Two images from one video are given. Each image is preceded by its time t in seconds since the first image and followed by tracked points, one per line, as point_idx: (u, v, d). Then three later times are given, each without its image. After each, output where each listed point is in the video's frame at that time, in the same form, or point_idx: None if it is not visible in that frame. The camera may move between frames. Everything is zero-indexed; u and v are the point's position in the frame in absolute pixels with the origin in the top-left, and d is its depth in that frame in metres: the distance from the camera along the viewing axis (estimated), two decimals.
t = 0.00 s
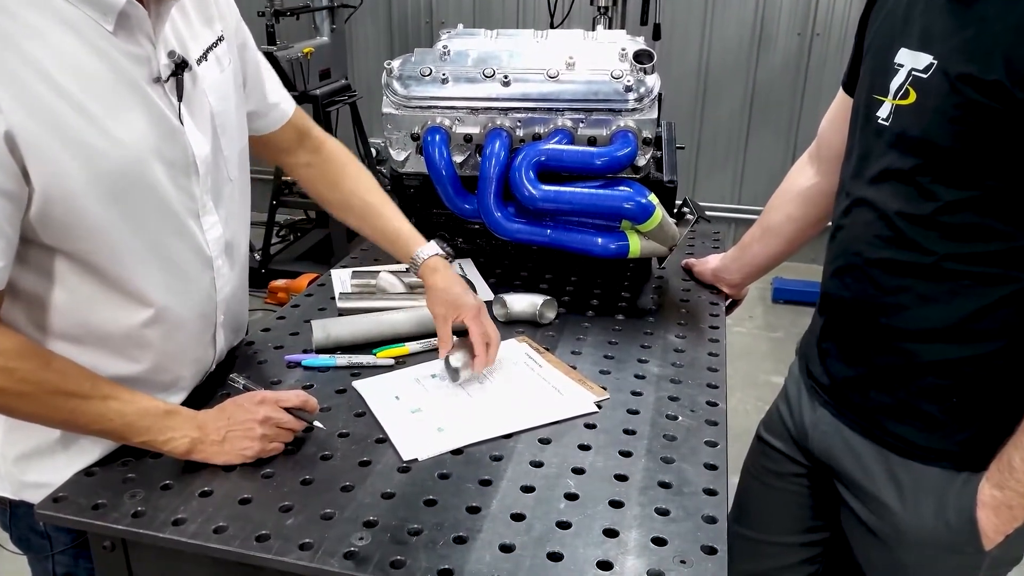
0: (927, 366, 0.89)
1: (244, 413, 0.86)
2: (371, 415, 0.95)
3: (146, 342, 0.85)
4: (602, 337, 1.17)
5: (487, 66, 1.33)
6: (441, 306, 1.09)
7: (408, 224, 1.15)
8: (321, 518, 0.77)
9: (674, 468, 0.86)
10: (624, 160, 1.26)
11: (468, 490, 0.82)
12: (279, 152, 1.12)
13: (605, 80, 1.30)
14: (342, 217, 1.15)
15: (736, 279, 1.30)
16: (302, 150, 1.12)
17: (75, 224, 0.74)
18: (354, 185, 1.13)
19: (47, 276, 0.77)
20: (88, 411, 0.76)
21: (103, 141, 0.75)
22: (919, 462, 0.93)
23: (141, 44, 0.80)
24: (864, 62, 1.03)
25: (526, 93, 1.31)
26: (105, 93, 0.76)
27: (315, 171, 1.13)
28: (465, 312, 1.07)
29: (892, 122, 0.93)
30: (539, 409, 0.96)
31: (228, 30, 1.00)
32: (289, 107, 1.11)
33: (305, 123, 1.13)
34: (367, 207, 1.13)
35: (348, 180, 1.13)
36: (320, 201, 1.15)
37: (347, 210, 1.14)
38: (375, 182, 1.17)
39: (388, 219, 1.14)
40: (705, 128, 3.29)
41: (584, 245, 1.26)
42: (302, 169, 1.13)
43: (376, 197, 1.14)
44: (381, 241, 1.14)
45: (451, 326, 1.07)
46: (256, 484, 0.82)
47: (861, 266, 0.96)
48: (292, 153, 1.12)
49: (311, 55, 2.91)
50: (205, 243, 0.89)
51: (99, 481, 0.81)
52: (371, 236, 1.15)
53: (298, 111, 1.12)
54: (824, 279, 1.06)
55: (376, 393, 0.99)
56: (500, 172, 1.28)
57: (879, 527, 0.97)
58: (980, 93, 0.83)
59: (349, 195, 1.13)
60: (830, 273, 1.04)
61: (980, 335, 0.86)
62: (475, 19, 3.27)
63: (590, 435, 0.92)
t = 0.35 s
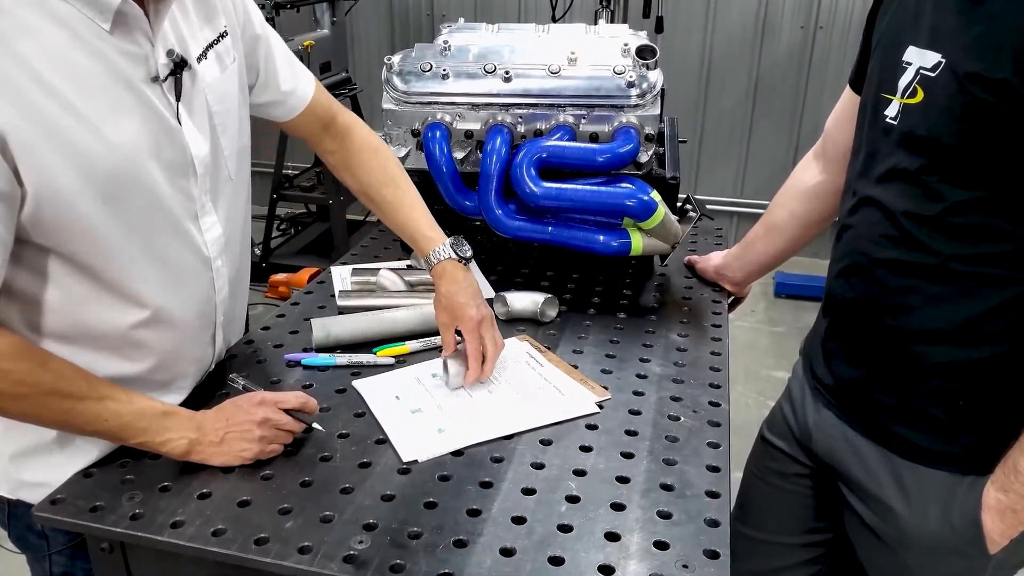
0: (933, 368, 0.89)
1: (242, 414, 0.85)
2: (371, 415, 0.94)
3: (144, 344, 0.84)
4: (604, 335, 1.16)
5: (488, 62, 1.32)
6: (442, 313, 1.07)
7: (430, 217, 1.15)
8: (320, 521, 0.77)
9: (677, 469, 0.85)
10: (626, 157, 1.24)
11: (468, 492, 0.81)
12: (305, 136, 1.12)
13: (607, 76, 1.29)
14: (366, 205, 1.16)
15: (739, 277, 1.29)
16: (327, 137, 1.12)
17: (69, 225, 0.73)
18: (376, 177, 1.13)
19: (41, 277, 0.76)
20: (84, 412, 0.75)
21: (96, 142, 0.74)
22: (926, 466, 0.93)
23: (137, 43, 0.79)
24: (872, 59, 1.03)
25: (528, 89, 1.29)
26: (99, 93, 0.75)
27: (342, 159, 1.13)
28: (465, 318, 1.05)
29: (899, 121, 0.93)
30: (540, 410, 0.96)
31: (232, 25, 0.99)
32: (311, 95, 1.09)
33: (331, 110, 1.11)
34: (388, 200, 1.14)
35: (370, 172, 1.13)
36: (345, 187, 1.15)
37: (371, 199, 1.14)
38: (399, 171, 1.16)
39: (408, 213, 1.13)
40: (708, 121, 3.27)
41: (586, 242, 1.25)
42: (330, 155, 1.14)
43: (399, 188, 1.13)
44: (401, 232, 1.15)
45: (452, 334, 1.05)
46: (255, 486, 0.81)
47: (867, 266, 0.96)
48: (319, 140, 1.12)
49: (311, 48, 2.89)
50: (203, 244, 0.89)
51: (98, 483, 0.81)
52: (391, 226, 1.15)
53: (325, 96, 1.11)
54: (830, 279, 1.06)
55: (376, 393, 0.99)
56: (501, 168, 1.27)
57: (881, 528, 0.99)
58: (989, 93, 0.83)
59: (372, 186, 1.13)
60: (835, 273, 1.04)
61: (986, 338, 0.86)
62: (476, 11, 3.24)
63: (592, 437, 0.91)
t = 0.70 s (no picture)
0: (947, 368, 0.89)
1: (242, 415, 0.84)
2: (374, 416, 0.93)
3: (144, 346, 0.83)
4: (609, 334, 1.14)
5: (492, 56, 1.30)
6: (451, 306, 1.05)
7: (401, 230, 1.13)
8: (321, 525, 0.75)
9: (684, 472, 0.84)
10: (632, 153, 1.22)
11: (472, 495, 0.80)
12: (266, 156, 1.09)
13: (613, 70, 1.27)
14: (332, 224, 1.12)
15: (746, 275, 1.28)
16: (290, 154, 1.10)
17: (67, 225, 0.72)
18: (344, 190, 1.10)
19: (37, 278, 0.75)
20: (83, 415, 0.74)
21: (96, 141, 0.72)
22: (937, 468, 0.93)
23: (138, 38, 0.78)
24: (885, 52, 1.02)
25: (532, 83, 1.27)
26: (99, 90, 0.73)
27: (303, 176, 1.10)
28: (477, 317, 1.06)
29: (913, 116, 0.92)
30: (545, 410, 0.94)
31: (227, 23, 0.98)
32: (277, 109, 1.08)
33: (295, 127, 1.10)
34: (359, 212, 1.10)
35: (338, 185, 1.10)
36: (310, 207, 1.12)
37: (335, 216, 1.11)
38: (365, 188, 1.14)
39: (380, 224, 1.11)
40: (711, 115, 3.24)
41: (591, 240, 1.23)
42: (289, 175, 1.10)
43: (368, 203, 1.11)
44: (371, 247, 1.11)
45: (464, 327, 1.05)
46: (255, 489, 0.80)
47: (879, 264, 0.96)
48: (280, 158, 1.10)
49: (313, 41, 2.87)
50: (204, 244, 0.87)
51: (95, 485, 0.79)
52: (361, 242, 1.12)
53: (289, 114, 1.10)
54: (840, 278, 1.06)
55: (378, 393, 0.97)
56: (505, 164, 1.25)
57: (894, 532, 0.97)
58: (1006, 88, 0.82)
59: (339, 200, 1.10)
60: (845, 272, 1.04)
61: (1001, 338, 0.85)
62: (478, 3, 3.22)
63: (598, 438, 0.90)
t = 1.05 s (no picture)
0: (958, 373, 0.88)
1: (264, 387, 0.83)
2: (375, 419, 0.92)
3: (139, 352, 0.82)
4: (612, 335, 1.13)
5: (494, 53, 1.28)
6: (452, 286, 1.07)
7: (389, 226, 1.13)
8: (321, 533, 0.74)
9: (689, 479, 0.83)
10: (636, 151, 1.20)
11: (474, 503, 0.79)
12: (247, 161, 1.08)
13: (617, 68, 1.25)
14: (319, 227, 1.11)
15: (750, 275, 1.27)
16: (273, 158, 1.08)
17: (64, 229, 0.71)
18: (332, 192, 1.10)
19: (34, 283, 0.74)
20: (106, 405, 0.73)
21: (92, 142, 0.71)
22: (947, 473, 0.92)
23: (132, 37, 0.77)
24: (896, 51, 1.00)
25: (535, 81, 1.26)
26: (97, 92, 0.73)
27: (287, 178, 1.09)
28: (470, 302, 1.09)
29: (925, 116, 0.91)
30: (547, 414, 0.93)
31: (219, 24, 0.97)
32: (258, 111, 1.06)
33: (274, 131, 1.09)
34: (348, 213, 1.10)
35: (325, 186, 1.10)
36: (296, 211, 1.10)
37: (322, 216, 1.10)
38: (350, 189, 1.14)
39: (371, 224, 1.10)
40: (714, 110, 3.22)
41: (594, 240, 1.21)
42: (272, 178, 1.09)
43: (356, 203, 1.11)
44: (362, 248, 1.11)
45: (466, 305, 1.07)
46: (255, 495, 0.79)
47: (890, 266, 0.95)
48: (262, 160, 1.08)
49: (313, 34, 2.86)
50: (201, 246, 0.86)
51: (93, 492, 0.79)
52: (351, 244, 1.11)
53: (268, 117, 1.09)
54: (850, 278, 1.05)
55: (380, 396, 0.96)
56: (508, 163, 1.23)
57: (902, 537, 0.97)
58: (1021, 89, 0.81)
59: (328, 201, 1.09)
60: (855, 274, 1.03)
61: (1013, 343, 0.84)
62: None
63: (601, 443, 0.89)
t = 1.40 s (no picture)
0: (968, 378, 0.86)
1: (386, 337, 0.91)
2: (376, 425, 0.91)
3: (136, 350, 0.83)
4: (615, 338, 1.12)
5: (496, 52, 1.27)
6: (457, 295, 1.06)
7: (391, 229, 1.11)
8: (321, 542, 0.73)
9: (694, 486, 0.82)
10: (640, 151, 1.19)
11: (475, 511, 0.77)
12: (246, 158, 1.08)
13: (620, 66, 1.23)
14: (319, 228, 1.09)
15: (755, 276, 1.25)
16: (272, 156, 1.08)
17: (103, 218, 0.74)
18: (333, 191, 1.09)
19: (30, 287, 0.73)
20: (255, 346, 0.77)
21: (126, 135, 0.75)
22: (957, 480, 0.90)
23: (139, 32, 0.81)
24: (905, 50, 0.99)
25: (537, 80, 1.24)
26: (121, 87, 0.76)
27: (286, 176, 1.08)
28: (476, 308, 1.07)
29: (934, 117, 0.90)
30: (550, 419, 0.92)
31: (210, 18, 0.98)
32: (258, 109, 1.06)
33: (272, 129, 1.09)
34: (349, 213, 1.09)
35: (326, 185, 1.09)
36: (295, 211, 1.09)
37: (323, 216, 1.09)
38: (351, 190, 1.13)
39: (372, 225, 1.09)
40: (717, 106, 3.21)
41: (597, 241, 1.20)
42: (272, 176, 1.08)
43: (357, 203, 1.10)
44: (363, 249, 1.09)
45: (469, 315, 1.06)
46: (254, 503, 0.78)
47: (898, 270, 0.94)
48: (261, 159, 1.08)
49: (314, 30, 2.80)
50: (207, 237, 0.90)
51: (91, 499, 0.78)
52: (352, 245, 1.09)
53: (267, 116, 1.09)
54: (857, 280, 1.04)
55: (380, 401, 0.95)
56: (510, 163, 1.22)
57: (909, 543, 0.97)
58: None
59: (329, 201, 1.08)
60: (862, 276, 1.02)
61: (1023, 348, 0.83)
62: None
63: (604, 450, 0.87)
